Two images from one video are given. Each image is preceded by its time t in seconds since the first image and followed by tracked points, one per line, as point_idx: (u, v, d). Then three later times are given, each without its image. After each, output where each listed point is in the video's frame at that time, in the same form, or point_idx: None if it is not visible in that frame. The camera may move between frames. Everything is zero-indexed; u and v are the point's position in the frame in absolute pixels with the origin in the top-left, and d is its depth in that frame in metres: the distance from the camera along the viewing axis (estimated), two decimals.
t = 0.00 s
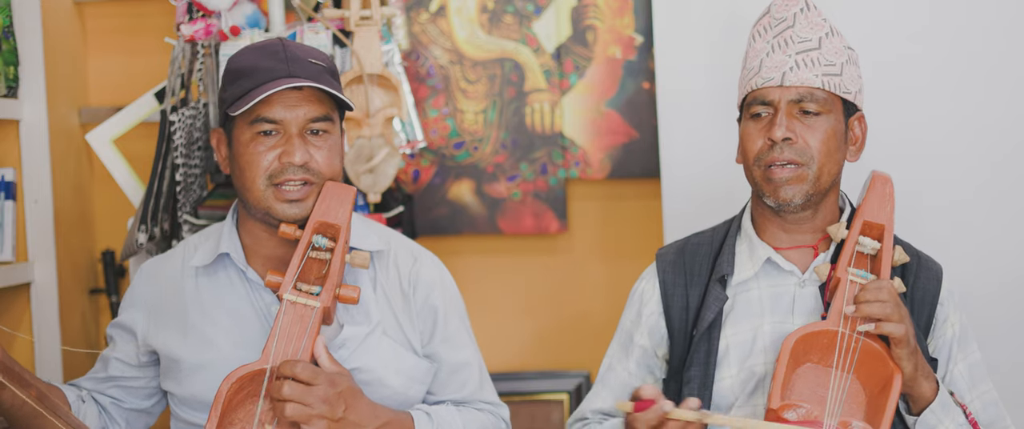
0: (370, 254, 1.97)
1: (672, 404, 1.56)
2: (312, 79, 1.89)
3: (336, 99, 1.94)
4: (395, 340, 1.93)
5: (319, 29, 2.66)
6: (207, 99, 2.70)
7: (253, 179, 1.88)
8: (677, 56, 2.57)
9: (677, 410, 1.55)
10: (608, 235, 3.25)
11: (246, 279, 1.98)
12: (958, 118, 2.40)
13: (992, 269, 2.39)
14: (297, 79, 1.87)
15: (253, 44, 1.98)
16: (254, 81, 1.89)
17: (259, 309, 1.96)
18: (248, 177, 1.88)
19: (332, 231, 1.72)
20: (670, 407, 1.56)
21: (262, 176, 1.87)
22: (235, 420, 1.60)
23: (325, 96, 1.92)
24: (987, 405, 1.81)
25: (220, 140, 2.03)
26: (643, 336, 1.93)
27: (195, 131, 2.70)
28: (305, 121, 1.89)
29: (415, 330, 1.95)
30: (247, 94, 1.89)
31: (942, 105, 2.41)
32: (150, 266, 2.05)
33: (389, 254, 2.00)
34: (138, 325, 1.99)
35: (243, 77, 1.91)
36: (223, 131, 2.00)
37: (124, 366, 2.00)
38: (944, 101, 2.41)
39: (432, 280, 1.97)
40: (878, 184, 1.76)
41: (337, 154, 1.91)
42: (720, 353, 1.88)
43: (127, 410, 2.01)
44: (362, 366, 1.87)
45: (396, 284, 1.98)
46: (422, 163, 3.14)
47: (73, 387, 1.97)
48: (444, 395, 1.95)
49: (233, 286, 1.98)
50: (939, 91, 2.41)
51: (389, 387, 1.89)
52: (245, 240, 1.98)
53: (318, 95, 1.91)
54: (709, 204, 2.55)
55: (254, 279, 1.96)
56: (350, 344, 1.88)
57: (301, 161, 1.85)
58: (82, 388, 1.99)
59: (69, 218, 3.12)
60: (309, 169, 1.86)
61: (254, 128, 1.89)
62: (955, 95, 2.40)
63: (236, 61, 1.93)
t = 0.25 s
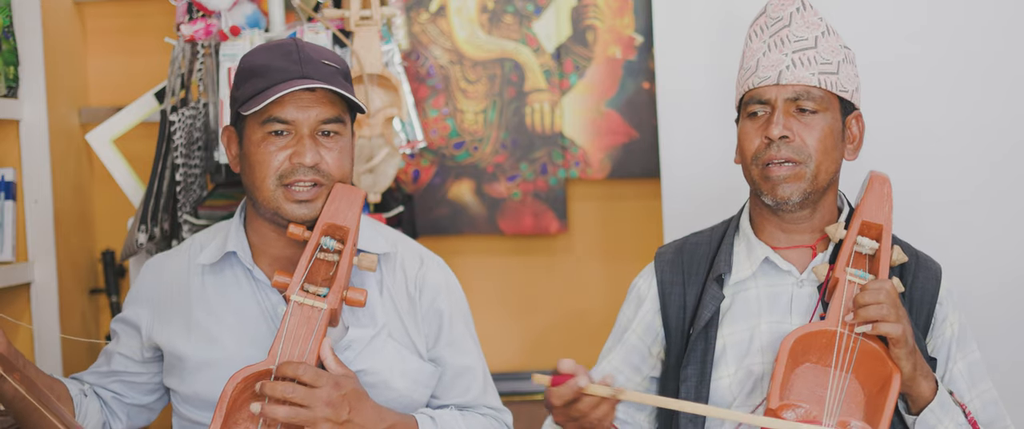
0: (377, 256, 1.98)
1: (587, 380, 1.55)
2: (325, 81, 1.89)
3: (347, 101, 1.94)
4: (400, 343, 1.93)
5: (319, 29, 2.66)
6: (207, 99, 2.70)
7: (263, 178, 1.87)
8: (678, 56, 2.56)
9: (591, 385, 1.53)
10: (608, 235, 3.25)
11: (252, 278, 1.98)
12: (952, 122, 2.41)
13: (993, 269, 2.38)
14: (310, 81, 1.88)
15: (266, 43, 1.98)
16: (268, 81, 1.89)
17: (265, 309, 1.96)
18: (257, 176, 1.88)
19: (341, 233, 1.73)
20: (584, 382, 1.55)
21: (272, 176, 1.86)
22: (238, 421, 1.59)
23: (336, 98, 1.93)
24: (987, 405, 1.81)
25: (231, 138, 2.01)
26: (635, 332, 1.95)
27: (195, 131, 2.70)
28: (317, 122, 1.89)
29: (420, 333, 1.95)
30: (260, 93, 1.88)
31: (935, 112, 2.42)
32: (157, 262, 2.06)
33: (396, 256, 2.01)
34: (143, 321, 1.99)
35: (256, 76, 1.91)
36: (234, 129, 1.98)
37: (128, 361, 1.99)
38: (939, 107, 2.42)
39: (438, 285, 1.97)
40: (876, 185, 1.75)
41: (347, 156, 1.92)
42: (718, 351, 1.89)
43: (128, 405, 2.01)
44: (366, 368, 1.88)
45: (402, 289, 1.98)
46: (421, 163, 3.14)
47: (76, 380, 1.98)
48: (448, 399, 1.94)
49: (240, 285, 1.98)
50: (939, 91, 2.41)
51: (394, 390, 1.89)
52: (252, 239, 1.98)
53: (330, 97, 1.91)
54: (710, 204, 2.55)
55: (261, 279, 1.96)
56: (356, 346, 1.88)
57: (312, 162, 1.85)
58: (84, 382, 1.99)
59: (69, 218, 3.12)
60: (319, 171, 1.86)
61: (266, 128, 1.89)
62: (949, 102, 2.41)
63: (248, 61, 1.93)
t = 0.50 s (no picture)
0: (385, 258, 1.98)
1: (579, 393, 1.55)
2: (339, 85, 1.89)
3: (360, 104, 1.94)
4: (406, 347, 1.92)
5: (319, 29, 2.67)
6: (207, 99, 2.70)
7: (274, 179, 1.87)
8: (677, 56, 2.56)
9: (584, 399, 1.54)
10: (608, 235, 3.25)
11: (259, 277, 1.98)
12: (953, 125, 2.40)
13: (994, 270, 2.37)
14: (324, 83, 1.88)
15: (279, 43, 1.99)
16: (281, 81, 1.89)
17: (271, 309, 1.95)
18: (268, 177, 1.88)
19: (349, 235, 1.73)
20: (577, 395, 1.55)
21: (282, 177, 1.86)
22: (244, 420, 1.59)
23: (350, 101, 1.92)
24: (983, 399, 1.80)
25: (242, 138, 2.01)
26: (630, 338, 1.95)
27: (195, 131, 2.70)
28: (329, 124, 1.89)
29: (426, 337, 1.95)
30: (273, 94, 1.89)
31: (938, 111, 2.40)
32: (164, 259, 2.06)
33: (404, 259, 2.01)
34: (150, 319, 2.00)
35: (268, 76, 1.91)
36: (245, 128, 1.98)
37: (133, 358, 2.00)
38: (941, 107, 2.41)
39: (445, 289, 1.98)
40: (865, 184, 1.76)
41: (359, 159, 1.91)
42: (711, 354, 1.89)
43: (134, 402, 2.01)
44: (372, 371, 1.87)
45: (409, 292, 1.98)
46: (421, 163, 3.15)
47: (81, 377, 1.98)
48: (452, 404, 1.94)
49: (246, 284, 1.98)
50: (940, 91, 2.40)
51: (399, 393, 1.88)
52: (261, 239, 1.98)
53: (343, 100, 1.91)
54: (709, 203, 2.55)
55: (269, 279, 1.96)
56: (362, 349, 1.88)
57: (322, 164, 1.84)
58: (90, 378, 1.99)
59: (69, 218, 3.12)
60: (330, 173, 1.85)
61: (277, 129, 1.89)
62: (952, 102, 2.40)
63: (261, 61, 1.94)
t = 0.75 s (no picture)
0: (389, 259, 1.99)
1: (650, 403, 1.57)
2: (346, 85, 1.89)
3: (367, 105, 1.94)
4: (408, 347, 1.93)
5: (319, 29, 2.65)
6: (207, 99, 2.69)
7: (279, 178, 1.87)
8: (677, 56, 2.57)
9: (655, 409, 1.56)
10: (607, 234, 3.26)
11: (263, 276, 1.98)
12: (954, 127, 2.41)
13: (993, 270, 2.38)
14: (331, 83, 1.88)
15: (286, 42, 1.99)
16: (288, 80, 1.89)
17: (275, 308, 1.95)
18: (274, 176, 1.88)
19: (353, 236, 1.73)
20: (648, 406, 1.56)
21: (287, 176, 1.86)
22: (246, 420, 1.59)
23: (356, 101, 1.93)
24: (979, 390, 1.80)
25: (247, 136, 2.02)
26: (630, 348, 1.94)
27: (194, 131, 2.70)
28: (335, 124, 1.89)
29: (429, 338, 1.96)
30: (281, 93, 1.89)
31: (938, 114, 2.42)
32: (168, 256, 2.07)
33: (408, 260, 2.01)
34: (153, 317, 2.00)
35: (276, 75, 1.91)
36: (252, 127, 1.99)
37: (136, 355, 2.00)
38: (941, 110, 2.42)
39: (449, 291, 1.98)
40: (853, 180, 1.76)
41: (365, 160, 1.92)
42: (706, 358, 1.89)
43: (134, 399, 2.01)
44: (374, 372, 1.88)
45: (412, 294, 1.98)
46: (422, 163, 3.15)
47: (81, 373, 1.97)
48: (455, 406, 1.94)
49: (250, 283, 1.98)
50: (941, 94, 2.41)
51: (401, 394, 1.88)
52: (265, 238, 1.98)
53: (350, 100, 1.91)
54: (710, 203, 2.55)
55: (272, 278, 1.96)
56: (365, 349, 1.89)
57: (329, 164, 1.85)
58: (89, 374, 1.98)
59: (69, 218, 3.12)
60: (336, 173, 1.86)
61: (284, 128, 1.89)
62: (953, 105, 2.41)
63: (269, 60, 1.94)
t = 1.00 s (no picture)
0: (385, 258, 1.98)
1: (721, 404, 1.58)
2: (336, 85, 1.90)
3: (359, 105, 1.94)
4: (405, 346, 1.93)
5: (319, 29, 2.66)
6: (207, 99, 2.70)
7: (272, 181, 1.87)
8: (676, 56, 2.57)
9: (727, 410, 1.58)
10: (608, 234, 3.25)
11: (259, 277, 1.98)
12: (953, 127, 2.41)
13: (993, 270, 2.38)
14: (322, 84, 1.88)
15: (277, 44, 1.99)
16: (280, 83, 1.90)
17: (271, 309, 1.95)
18: (267, 179, 1.88)
19: (349, 235, 1.72)
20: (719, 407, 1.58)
21: (281, 179, 1.86)
22: (244, 419, 1.61)
23: (348, 102, 1.93)
24: (976, 386, 1.81)
25: (241, 138, 2.01)
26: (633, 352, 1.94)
27: (195, 131, 2.70)
28: (328, 126, 1.89)
29: (426, 337, 1.95)
30: (273, 95, 1.90)
31: (938, 114, 2.41)
32: (165, 257, 2.07)
33: (404, 259, 2.01)
34: (149, 318, 2.01)
35: (268, 77, 1.92)
36: (244, 129, 1.99)
37: (133, 357, 2.00)
38: (941, 110, 2.41)
39: (446, 288, 1.98)
40: (845, 179, 1.76)
41: (358, 160, 1.91)
42: (705, 360, 1.89)
43: (133, 400, 2.02)
44: (371, 371, 1.87)
45: (409, 293, 1.98)
46: (422, 163, 3.15)
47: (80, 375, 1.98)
48: (452, 403, 1.95)
49: (247, 284, 1.98)
50: (941, 94, 2.41)
51: (399, 393, 1.89)
52: (260, 240, 1.98)
53: (342, 101, 1.91)
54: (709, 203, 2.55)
55: (268, 279, 1.96)
56: (361, 349, 1.88)
57: (321, 165, 1.84)
58: (88, 376, 1.99)
59: (69, 218, 3.12)
60: (329, 174, 1.85)
61: (277, 131, 1.89)
62: (952, 106, 2.40)
63: (261, 62, 1.94)
